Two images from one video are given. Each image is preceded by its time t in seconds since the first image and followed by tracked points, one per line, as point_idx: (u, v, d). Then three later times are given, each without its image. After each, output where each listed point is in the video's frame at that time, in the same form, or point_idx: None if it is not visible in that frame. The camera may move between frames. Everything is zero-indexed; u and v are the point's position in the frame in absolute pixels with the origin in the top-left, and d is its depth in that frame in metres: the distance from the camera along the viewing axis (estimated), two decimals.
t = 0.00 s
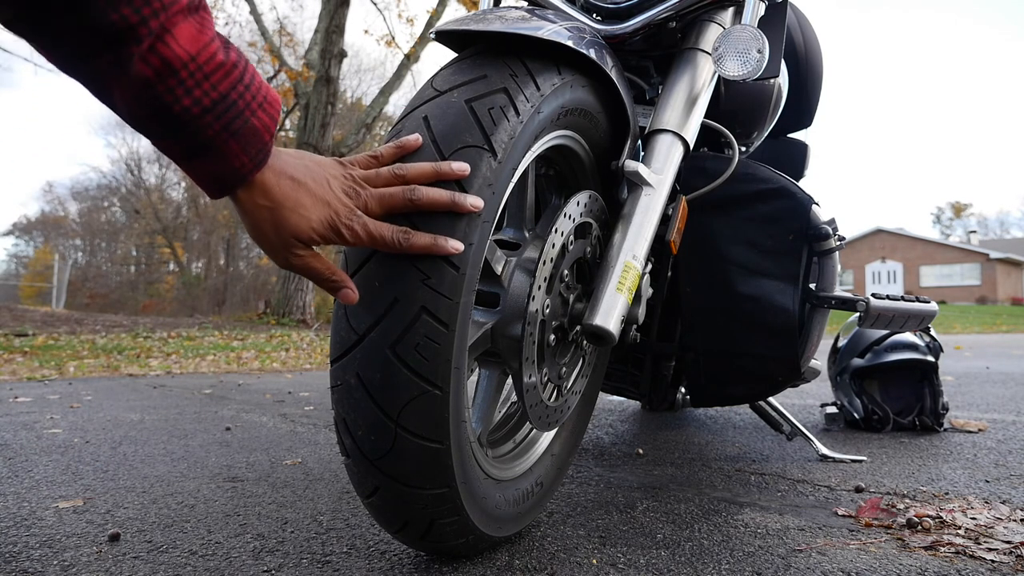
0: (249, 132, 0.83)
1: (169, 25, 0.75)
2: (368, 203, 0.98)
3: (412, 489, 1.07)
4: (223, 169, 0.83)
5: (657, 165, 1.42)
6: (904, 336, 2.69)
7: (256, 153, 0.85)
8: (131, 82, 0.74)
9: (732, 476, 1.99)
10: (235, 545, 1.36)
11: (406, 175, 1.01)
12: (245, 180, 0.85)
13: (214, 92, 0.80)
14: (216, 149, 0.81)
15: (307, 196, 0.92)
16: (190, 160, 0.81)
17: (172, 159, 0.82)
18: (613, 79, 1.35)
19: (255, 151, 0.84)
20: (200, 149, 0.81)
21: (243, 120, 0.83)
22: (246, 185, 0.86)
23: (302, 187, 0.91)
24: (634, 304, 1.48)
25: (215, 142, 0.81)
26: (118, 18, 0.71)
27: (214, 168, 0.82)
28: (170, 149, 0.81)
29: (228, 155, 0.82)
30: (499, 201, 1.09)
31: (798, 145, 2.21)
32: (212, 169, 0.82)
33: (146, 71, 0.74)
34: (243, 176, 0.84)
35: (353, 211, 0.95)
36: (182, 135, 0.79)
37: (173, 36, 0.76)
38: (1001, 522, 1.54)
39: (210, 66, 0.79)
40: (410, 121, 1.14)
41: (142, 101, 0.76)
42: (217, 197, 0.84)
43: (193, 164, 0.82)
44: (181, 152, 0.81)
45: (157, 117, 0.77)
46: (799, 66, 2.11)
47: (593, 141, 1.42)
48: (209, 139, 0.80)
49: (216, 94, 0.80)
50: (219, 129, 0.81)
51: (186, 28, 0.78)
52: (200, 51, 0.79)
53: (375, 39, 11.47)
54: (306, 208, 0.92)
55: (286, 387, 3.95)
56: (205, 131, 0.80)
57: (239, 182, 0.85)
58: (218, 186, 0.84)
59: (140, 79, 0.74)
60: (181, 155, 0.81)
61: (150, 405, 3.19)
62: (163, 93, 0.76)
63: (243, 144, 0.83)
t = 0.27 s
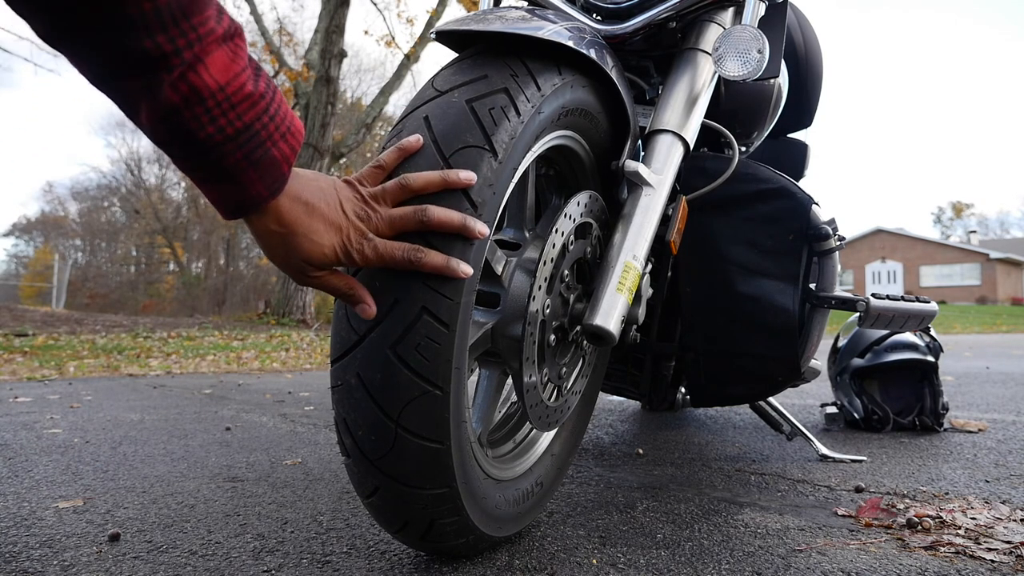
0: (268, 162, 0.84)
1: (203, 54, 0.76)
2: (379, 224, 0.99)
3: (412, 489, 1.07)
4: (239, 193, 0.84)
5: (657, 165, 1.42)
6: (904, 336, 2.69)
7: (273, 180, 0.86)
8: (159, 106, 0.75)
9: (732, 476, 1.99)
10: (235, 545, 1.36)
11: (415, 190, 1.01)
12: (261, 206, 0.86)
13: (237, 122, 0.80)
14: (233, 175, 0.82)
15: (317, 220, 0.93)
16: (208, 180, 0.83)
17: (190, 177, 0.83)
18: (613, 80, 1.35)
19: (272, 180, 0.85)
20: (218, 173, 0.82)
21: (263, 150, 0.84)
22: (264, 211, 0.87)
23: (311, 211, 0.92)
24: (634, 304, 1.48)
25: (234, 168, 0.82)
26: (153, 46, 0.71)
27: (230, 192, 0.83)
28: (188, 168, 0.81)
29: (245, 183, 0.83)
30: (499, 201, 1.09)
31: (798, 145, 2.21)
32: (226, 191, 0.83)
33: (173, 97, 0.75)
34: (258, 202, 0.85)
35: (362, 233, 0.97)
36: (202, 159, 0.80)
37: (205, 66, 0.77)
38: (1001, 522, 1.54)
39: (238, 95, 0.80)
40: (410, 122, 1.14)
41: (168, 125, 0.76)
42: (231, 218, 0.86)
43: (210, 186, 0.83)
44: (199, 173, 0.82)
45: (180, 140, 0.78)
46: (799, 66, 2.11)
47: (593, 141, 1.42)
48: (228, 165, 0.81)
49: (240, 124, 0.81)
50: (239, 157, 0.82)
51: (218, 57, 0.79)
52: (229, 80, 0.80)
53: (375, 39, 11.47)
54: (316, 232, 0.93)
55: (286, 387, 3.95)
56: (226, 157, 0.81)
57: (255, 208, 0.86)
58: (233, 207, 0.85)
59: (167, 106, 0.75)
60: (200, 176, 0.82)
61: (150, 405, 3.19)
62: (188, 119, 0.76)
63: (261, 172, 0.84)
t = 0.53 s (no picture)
0: (266, 161, 0.85)
1: (198, 54, 0.77)
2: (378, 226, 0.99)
3: (412, 489, 1.07)
4: (238, 192, 0.84)
5: (657, 165, 1.42)
6: (904, 336, 2.69)
7: (270, 179, 0.86)
8: (157, 107, 0.76)
9: (732, 476, 1.99)
10: (235, 545, 1.36)
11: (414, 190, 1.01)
12: (260, 205, 0.87)
13: (233, 121, 0.81)
14: (232, 173, 0.83)
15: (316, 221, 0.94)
16: (207, 180, 0.84)
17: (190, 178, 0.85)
18: (613, 79, 1.35)
19: (270, 179, 0.86)
20: (217, 172, 0.83)
21: (261, 148, 0.84)
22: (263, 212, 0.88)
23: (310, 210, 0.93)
24: (634, 304, 1.48)
25: (231, 167, 0.82)
26: (147, 47, 0.72)
27: (230, 190, 0.84)
28: (187, 168, 0.82)
29: (243, 182, 0.84)
30: (499, 201, 1.09)
31: (798, 145, 2.21)
32: (225, 191, 0.84)
33: (170, 97, 0.76)
34: (256, 202, 0.86)
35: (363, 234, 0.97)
36: (200, 158, 0.81)
37: (200, 66, 0.78)
38: (1001, 522, 1.54)
39: (234, 95, 0.81)
40: (410, 122, 1.14)
41: (166, 124, 0.78)
42: (231, 217, 0.86)
43: (210, 186, 0.84)
44: (198, 173, 0.83)
45: (178, 140, 0.79)
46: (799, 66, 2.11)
47: (593, 141, 1.42)
48: (226, 163, 0.82)
49: (236, 123, 0.81)
50: (236, 156, 0.82)
51: (214, 57, 0.80)
52: (225, 80, 0.80)
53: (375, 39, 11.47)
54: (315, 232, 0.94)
55: (286, 387, 3.95)
56: (224, 156, 0.81)
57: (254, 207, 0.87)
58: (232, 206, 0.86)
59: (164, 106, 0.76)
60: (200, 176, 0.83)
61: (150, 405, 3.19)
62: (185, 119, 0.77)
63: (259, 171, 0.85)
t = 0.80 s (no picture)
0: (252, 213, 0.72)
1: (179, 92, 0.67)
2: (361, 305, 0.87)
3: (411, 489, 1.07)
4: (220, 247, 0.72)
5: (657, 165, 1.42)
6: (904, 336, 2.69)
7: (257, 233, 0.73)
8: (130, 147, 0.66)
9: (732, 476, 1.99)
10: (235, 545, 1.36)
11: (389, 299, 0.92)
12: (244, 260, 0.74)
13: (217, 168, 0.69)
14: (213, 226, 0.71)
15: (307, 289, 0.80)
16: (188, 229, 0.72)
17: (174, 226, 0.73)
18: (613, 80, 1.35)
19: (257, 232, 0.73)
20: (197, 221, 0.70)
21: (245, 201, 0.72)
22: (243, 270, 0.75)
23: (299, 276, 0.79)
24: (634, 304, 1.48)
25: (212, 217, 0.70)
26: (119, 82, 0.63)
27: (211, 245, 0.72)
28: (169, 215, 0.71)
29: (225, 235, 0.72)
30: (499, 201, 1.09)
31: (798, 145, 2.21)
32: (207, 244, 0.72)
33: (144, 137, 0.66)
34: (239, 256, 0.73)
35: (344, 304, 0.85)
36: (179, 206, 0.70)
37: (180, 105, 0.67)
38: (1000, 522, 1.54)
39: (217, 140, 0.69)
40: (410, 122, 1.14)
41: (142, 167, 0.67)
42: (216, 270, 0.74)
43: (192, 236, 0.72)
44: (180, 222, 0.71)
45: (155, 184, 0.68)
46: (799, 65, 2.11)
47: (593, 141, 1.42)
48: (206, 213, 0.70)
49: (218, 170, 0.69)
50: (219, 207, 0.70)
51: (200, 94, 0.68)
52: (208, 122, 0.69)
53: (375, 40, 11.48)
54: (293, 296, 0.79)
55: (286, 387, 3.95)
56: (203, 204, 0.70)
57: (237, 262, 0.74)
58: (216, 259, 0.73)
59: (137, 147, 0.66)
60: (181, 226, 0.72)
61: (150, 405, 3.19)
62: (161, 161, 0.67)
63: (244, 224, 0.72)
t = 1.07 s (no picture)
0: (261, 164, 0.65)
1: (172, 45, 0.62)
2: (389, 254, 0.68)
3: (411, 489, 1.07)
4: (233, 202, 0.65)
5: (657, 165, 1.42)
6: (904, 336, 2.69)
7: (271, 185, 0.65)
8: (131, 109, 0.62)
9: (732, 476, 1.99)
10: (235, 545, 1.36)
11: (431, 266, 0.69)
12: (256, 215, 0.65)
13: (221, 120, 0.64)
14: (223, 182, 0.64)
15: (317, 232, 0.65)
16: (199, 190, 0.65)
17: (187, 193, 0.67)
18: (613, 80, 1.35)
19: (269, 183, 0.65)
20: (207, 178, 0.64)
21: (251, 151, 0.65)
22: (253, 222, 0.65)
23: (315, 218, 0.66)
24: (634, 304, 1.48)
25: (220, 174, 0.64)
26: (115, 42, 0.60)
27: (225, 202, 0.65)
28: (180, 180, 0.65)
29: (236, 188, 0.64)
30: (499, 200, 1.09)
31: (798, 145, 2.21)
32: (221, 202, 0.65)
33: (143, 94, 0.61)
34: (252, 210, 0.65)
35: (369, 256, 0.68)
36: (188, 163, 0.64)
37: (174, 57, 0.62)
38: (1001, 522, 1.54)
39: (218, 90, 0.64)
40: (410, 122, 1.14)
41: (146, 128, 0.62)
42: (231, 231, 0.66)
43: (205, 199, 0.65)
44: (190, 185, 0.65)
45: (160, 145, 0.63)
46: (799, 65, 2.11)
47: (593, 141, 1.42)
48: (212, 170, 0.64)
49: (221, 122, 0.64)
50: (223, 158, 0.64)
51: (196, 48, 0.64)
52: (206, 76, 0.64)
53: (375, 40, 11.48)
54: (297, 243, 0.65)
55: (286, 387, 3.95)
56: (210, 158, 0.64)
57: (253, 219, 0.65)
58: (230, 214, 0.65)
59: (137, 106, 0.62)
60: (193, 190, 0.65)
61: (150, 405, 3.19)
62: (163, 117, 0.62)
63: (253, 176, 0.65)
